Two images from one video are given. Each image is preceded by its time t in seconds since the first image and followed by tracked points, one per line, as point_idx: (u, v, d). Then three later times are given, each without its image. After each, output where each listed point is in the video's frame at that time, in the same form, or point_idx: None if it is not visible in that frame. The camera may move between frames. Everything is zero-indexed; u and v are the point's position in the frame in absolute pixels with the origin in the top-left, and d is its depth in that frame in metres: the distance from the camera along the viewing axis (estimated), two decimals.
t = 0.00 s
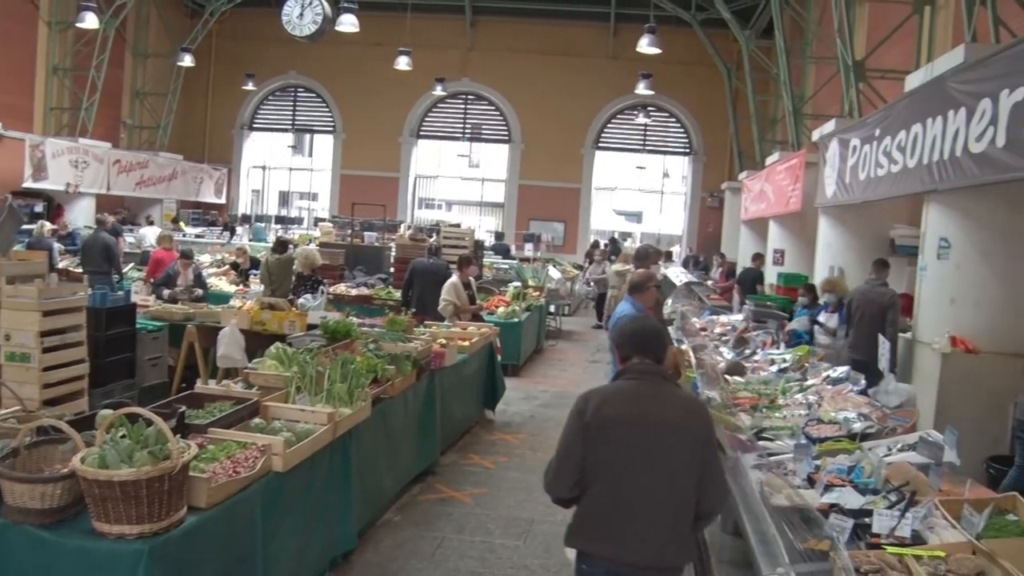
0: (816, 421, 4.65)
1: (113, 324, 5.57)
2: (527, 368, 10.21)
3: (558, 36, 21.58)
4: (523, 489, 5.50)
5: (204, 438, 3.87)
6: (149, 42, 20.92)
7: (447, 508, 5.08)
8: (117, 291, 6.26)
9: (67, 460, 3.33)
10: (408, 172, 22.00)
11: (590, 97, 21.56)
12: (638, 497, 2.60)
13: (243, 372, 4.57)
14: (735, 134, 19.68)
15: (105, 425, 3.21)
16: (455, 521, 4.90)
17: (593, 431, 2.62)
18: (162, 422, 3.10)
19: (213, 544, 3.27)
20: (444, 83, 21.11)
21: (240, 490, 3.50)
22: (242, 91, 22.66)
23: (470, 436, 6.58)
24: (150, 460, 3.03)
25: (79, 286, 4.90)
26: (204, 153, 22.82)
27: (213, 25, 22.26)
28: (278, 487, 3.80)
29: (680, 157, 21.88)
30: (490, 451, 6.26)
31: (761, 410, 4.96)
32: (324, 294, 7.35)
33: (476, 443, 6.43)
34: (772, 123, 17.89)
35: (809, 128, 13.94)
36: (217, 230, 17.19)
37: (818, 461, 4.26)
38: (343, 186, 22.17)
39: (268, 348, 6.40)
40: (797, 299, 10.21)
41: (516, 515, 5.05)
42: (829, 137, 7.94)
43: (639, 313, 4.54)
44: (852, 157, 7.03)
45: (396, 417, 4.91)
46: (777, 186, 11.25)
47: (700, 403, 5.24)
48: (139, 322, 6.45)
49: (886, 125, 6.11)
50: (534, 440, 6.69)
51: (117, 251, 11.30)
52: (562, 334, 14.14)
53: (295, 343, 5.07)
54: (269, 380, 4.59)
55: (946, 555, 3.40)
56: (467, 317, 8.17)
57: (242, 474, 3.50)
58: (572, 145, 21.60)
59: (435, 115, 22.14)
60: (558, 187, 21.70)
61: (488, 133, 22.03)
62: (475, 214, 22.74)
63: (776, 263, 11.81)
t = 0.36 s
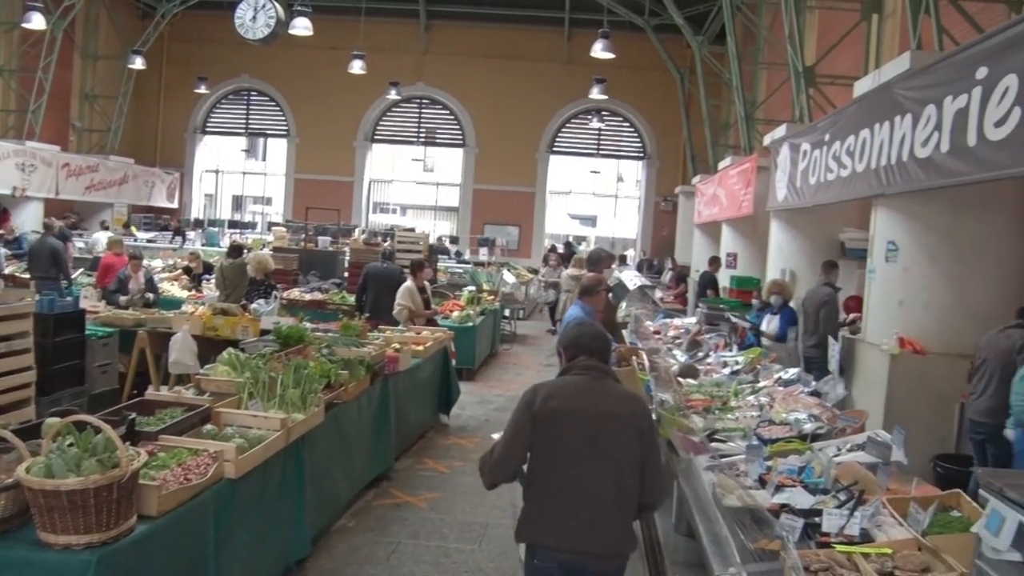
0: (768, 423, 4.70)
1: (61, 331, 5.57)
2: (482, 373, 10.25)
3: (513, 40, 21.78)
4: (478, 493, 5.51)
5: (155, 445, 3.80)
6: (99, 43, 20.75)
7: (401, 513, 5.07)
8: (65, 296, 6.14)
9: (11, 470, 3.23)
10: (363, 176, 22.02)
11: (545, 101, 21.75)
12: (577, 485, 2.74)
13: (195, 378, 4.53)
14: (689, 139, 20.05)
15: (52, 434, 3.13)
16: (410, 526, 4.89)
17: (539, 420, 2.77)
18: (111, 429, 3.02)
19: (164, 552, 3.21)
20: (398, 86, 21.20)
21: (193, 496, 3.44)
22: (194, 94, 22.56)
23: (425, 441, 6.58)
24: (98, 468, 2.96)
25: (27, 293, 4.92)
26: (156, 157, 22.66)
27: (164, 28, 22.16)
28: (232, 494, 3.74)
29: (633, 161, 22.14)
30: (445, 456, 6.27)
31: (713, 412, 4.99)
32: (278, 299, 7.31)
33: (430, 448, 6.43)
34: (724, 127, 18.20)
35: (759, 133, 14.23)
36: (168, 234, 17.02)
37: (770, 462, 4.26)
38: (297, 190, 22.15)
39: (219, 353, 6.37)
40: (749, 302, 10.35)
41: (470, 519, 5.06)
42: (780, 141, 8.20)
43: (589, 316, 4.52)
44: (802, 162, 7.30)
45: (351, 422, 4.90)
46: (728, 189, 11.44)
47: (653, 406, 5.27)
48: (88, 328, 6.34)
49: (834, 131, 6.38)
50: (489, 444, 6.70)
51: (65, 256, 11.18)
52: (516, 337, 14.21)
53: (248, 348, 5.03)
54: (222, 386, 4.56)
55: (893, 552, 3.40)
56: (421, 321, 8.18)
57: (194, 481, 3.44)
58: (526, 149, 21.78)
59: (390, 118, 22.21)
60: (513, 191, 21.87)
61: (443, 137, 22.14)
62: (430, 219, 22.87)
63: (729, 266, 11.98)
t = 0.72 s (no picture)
0: (721, 425, 4.73)
1: (7, 336, 5.47)
2: (437, 376, 10.26)
3: (470, 44, 21.91)
4: (434, 497, 5.50)
5: (104, 452, 3.72)
6: (47, 43, 20.48)
7: (355, 518, 5.03)
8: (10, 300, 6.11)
9: None
10: (317, 179, 22.01)
11: (502, 106, 21.90)
12: (552, 484, 2.79)
13: (145, 384, 4.47)
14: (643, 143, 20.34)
15: None
16: (365, 531, 4.85)
17: (513, 420, 2.81)
18: (57, 437, 2.94)
19: (112, 562, 3.12)
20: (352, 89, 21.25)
21: (143, 504, 3.36)
22: (146, 95, 22.40)
23: (380, 445, 6.57)
24: (44, 476, 2.87)
25: None
26: (106, 160, 22.41)
27: (115, 28, 21.96)
28: (182, 501, 3.66)
29: (589, 165, 22.47)
30: (400, 460, 6.26)
31: (667, 415, 5.03)
32: (231, 303, 7.20)
33: (386, 452, 6.42)
34: (679, 132, 18.51)
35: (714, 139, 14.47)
36: (119, 238, 16.79)
37: (723, 464, 4.28)
38: (250, 194, 22.10)
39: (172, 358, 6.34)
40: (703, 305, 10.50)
41: (425, 524, 5.04)
42: (733, 147, 8.36)
43: (542, 319, 4.56)
44: (755, 166, 7.45)
45: (305, 428, 4.86)
46: (682, 194, 11.65)
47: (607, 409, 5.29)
48: (34, 334, 6.34)
49: (787, 136, 6.55)
50: (444, 448, 6.70)
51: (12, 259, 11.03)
52: (472, 341, 14.27)
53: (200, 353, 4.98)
54: (173, 392, 4.50)
55: (844, 552, 3.45)
56: (377, 326, 8.11)
57: (144, 489, 3.36)
58: (481, 151, 21.92)
59: (344, 122, 22.30)
60: (469, 195, 22.04)
61: (399, 140, 22.30)
62: (385, 222, 22.92)
63: (683, 270, 12.18)
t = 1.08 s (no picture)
0: (677, 426, 4.76)
1: None
2: (393, 379, 10.25)
3: (427, 46, 22.15)
4: (390, 500, 5.49)
5: (52, 457, 3.63)
6: None
7: (311, 522, 4.99)
8: None
9: None
10: (273, 180, 22.08)
11: (456, 110, 22.18)
12: (532, 482, 2.87)
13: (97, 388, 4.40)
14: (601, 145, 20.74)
15: None
16: (321, 535, 4.80)
17: (491, 420, 2.88)
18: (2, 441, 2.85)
19: (62, 571, 3.04)
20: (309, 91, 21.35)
21: (93, 510, 3.28)
22: (97, 94, 22.25)
23: (336, 448, 6.53)
24: None
25: None
26: (56, 160, 22.22)
27: (66, 26, 21.76)
28: (135, 507, 3.59)
29: (546, 168, 22.76)
30: (357, 463, 6.24)
31: (623, 416, 5.04)
32: (184, 306, 7.16)
33: (342, 455, 6.39)
34: (637, 135, 18.81)
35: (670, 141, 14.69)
36: (69, 240, 16.55)
37: (679, 465, 4.29)
38: (205, 195, 22.10)
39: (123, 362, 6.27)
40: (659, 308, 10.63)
41: (382, 527, 5.01)
42: (689, 150, 8.48)
43: (498, 322, 4.59)
44: (711, 170, 7.51)
45: (261, 432, 4.82)
46: (638, 197, 11.85)
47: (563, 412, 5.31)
48: None
49: (742, 140, 6.60)
50: (401, 451, 6.69)
51: None
52: (429, 343, 14.29)
53: (152, 357, 4.92)
54: (125, 396, 4.43)
55: (799, 551, 3.33)
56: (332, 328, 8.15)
57: (94, 495, 3.28)
58: (440, 152, 22.16)
59: (301, 124, 22.38)
60: (428, 197, 22.27)
61: (355, 142, 22.39)
62: (342, 224, 23.18)
63: (640, 272, 12.39)
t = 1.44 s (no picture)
0: (634, 426, 4.78)
1: None
2: (349, 380, 10.26)
3: (384, 46, 22.45)
4: (346, 502, 5.47)
5: None
6: None
7: (266, 526, 4.95)
8: None
9: None
10: (228, 180, 22.39)
11: (413, 111, 22.59)
12: (508, 483, 2.87)
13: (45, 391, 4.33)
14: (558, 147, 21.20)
15: None
16: (276, 539, 4.76)
17: (472, 420, 2.84)
18: None
19: None
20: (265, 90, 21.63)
21: (42, 516, 3.19)
22: (49, 92, 22.39)
23: (292, 450, 6.51)
24: None
25: None
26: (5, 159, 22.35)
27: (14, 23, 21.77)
28: (85, 512, 3.50)
29: (502, 169, 23.37)
30: (313, 465, 6.23)
31: (580, 416, 5.06)
32: (137, 307, 7.12)
33: (297, 458, 6.37)
34: (592, 136, 19.23)
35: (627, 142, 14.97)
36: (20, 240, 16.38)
37: (635, 465, 4.30)
38: (159, 195, 22.36)
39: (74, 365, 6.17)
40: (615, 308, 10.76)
41: (338, 530, 4.99)
42: (646, 150, 8.62)
43: (454, 321, 4.62)
44: (666, 171, 7.67)
45: (214, 434, 4.75)
46: (596, 198, 12.12)
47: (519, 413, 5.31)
48: None
49: (697, 141, 6.73)
50: (358, 453, 6.68)
51: None
52: (385, 344, 14.34)
53: (103, 359, 4.85)
54: (74, 399, 4.36)
55: (753, 549, 3.41)
56: (288, 329, 8.07)
57: (42, 500, 3.19)
58: (397, 151, 22.55)
59: (255, 123, 22.67)
60: (384, 197, 22.65)
61: (311, 142, 22.73)
62: (298, 224, 23.54)
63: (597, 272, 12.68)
